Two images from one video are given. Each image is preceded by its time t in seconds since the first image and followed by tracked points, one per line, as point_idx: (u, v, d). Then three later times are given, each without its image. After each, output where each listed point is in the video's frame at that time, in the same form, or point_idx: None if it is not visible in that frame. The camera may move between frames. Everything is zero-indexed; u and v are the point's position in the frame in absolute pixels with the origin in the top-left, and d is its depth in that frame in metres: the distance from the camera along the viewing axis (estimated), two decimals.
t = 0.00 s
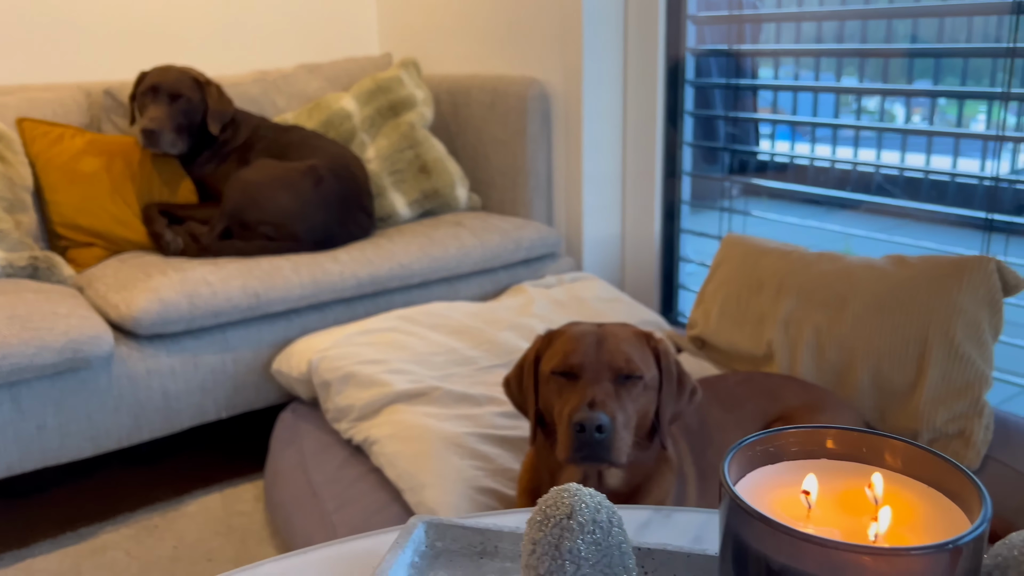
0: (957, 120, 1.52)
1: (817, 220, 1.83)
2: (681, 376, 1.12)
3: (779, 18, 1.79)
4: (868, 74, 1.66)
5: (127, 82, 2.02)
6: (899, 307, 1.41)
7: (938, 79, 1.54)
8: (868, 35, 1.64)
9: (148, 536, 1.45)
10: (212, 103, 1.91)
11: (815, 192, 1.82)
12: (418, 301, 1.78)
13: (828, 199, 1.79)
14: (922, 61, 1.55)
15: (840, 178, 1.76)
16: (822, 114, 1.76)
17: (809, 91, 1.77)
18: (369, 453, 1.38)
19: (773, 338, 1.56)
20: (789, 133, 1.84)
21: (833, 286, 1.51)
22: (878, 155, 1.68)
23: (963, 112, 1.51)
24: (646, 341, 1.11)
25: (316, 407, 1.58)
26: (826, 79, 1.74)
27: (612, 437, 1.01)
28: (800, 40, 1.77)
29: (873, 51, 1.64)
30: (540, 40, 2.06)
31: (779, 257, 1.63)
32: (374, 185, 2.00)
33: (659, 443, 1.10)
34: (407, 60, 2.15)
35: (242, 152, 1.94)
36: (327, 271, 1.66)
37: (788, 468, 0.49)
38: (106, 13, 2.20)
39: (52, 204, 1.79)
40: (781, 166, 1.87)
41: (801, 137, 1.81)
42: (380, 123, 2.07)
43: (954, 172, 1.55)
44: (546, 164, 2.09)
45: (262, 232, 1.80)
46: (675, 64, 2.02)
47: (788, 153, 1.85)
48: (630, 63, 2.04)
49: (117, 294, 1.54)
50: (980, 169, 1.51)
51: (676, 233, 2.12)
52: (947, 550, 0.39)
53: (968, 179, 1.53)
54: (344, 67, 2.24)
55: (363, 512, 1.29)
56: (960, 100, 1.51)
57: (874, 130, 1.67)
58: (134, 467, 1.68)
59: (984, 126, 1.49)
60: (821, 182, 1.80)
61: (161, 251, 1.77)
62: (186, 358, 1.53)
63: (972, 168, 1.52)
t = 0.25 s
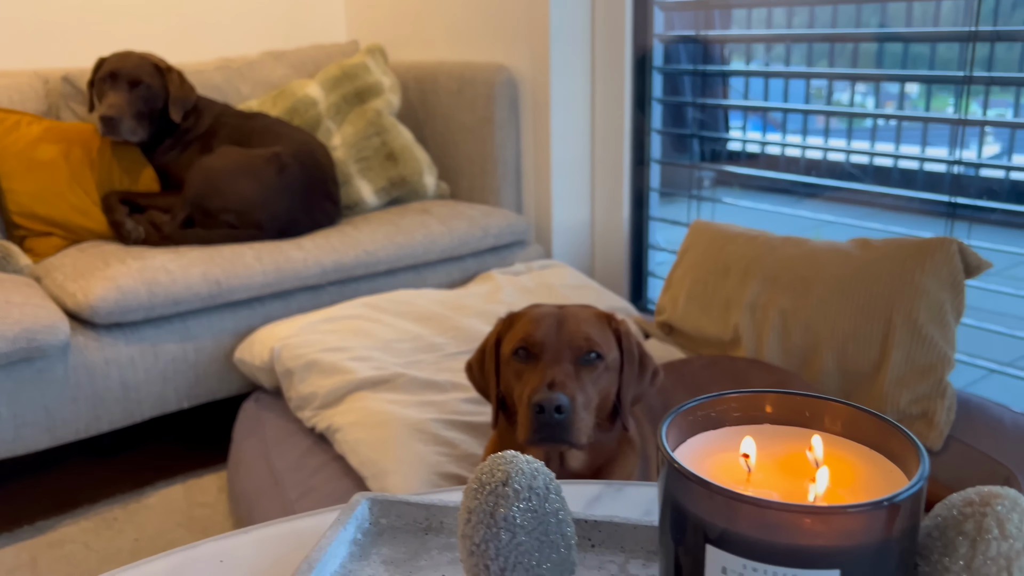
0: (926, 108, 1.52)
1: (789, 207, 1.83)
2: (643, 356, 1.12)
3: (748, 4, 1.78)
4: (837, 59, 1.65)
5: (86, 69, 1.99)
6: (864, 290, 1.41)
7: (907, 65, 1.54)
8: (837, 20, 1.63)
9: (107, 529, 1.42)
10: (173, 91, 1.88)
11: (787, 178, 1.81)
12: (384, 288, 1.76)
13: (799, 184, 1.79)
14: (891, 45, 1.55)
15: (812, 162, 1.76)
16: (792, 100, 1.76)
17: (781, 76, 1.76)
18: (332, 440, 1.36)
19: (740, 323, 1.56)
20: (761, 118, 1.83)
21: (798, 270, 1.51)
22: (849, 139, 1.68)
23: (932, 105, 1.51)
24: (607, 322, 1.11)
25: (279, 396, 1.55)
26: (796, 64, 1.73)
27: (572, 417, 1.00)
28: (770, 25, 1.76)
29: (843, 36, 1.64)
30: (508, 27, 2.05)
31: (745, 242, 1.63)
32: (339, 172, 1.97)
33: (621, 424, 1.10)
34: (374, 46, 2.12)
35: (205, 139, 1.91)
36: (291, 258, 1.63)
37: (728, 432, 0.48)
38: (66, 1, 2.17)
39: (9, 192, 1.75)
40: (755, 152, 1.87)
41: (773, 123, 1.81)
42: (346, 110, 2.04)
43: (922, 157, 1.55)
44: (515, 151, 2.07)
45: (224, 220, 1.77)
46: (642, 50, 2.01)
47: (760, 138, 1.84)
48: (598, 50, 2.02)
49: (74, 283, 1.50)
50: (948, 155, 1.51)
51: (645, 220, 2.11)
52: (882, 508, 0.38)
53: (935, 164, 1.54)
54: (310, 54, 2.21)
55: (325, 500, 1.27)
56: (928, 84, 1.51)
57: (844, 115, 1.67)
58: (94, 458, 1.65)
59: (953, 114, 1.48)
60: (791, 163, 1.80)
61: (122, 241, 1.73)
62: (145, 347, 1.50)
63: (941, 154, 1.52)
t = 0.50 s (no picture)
0: (899, 93, 1.52)
1: (766, 191, 1.81)
2: (608, 336, 1.11)
3: None
4: (812, 41, 1.63)
5: (45, 53, 1.94)
6: (831, 271, 1.41)
7: (879, 48, 1.53)
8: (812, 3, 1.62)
9: (68, 520, 1.39)
10: (135, 74, 1.84)
11: (762, 163, 1.80)
12: (352, 274, 1.74)
13: (771, 168, 1.77)
14: (864, 29, 1.54)
15: (784, 146, 1.75)
16: (767, 83, 1.74)
17: (755, 60, 1.74)
18: (297, 427, 1.33)
19: (708, 306, 1.55)
20: (734, 102, 1.81)
21: (767, 253, 1.51)
22: (822, 122, 1.66)
23: (905, 92, 1.51)
24: (571, 301, 1.10)
25: (244, 383, 1.53)
26: (770, 48, 1.71)
27: (534, 396, 1.00)
28: (744, 7, 1.74)
29: (817, 19, 1.62)
30: (476, 11, 2.02)
31: (714, 225, 1.62)
32: (307, 158, 1.95)
33: (585, 404, 1.09)
34: (342, 31, 2.10)
35: (169, 124, 1.88)
36: (256, 244, 1.61)
37: (672, 395, 0.47)
38: None
39: None
40: (728, 137, 1.85)
41: (746, 106, 1.79)
42: (314, 95, 2.02)
43: (895, 141, 1.55)
44: (485, 137, 2.05)
45: (188, 207, 1.74)
46: (613, 37, 1.98)
47: (733, 123, 1.82)
48: (568, 34, 2.00)
49: (32, 270, 1.47)
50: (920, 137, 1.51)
51: (616, 207, 2.10)
52: (824, 463, 0.37)
53: (906, 147, 1.53)
54: (277, 39, 2.18)
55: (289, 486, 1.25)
56: (901, 68, 1.50)
57: (817, 99, 1.66)
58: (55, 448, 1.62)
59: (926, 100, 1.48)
60: (765, 148, 1.78)
61: (83, 228, 1.69)
62: (107, 334, 1.47)
63: (912, 139, 1.52)
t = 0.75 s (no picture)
0: (880, 75, 1.50)
1: (749, 174, 1.78)
2: (582, 315, 1.10)
3: None
4: (794, 22, 1.60)
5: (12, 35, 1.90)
6: (808, 251, 1.38)
7: (861, 29, 1.50)
8: None
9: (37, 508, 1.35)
10: (106, 56, 1.81)
11: (744, 146, 1.77)
12: (327, 258, 1.71)
13: (753, 152, 1.75)
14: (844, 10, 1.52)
15: (765, 132, 1.73)
16: (749, 65, 1.71)
17: (737, 42, 1.71)
18: (269, 411, 1.31)
19: (687, 288, 1.51)
20: (717, 84, 1.78)
21: (746, 235, 1.47)
22: (805, 103, 1.64)
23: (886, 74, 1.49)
24: (545, 279, 1.09)
25: (217, 368, 1.50)
26: (753, 29, 1.68)
27: (506, 373, 0.98)
28: None
29: None
30: None
31: (694, 207, 1.59)
32: (282, 142, 1.92)
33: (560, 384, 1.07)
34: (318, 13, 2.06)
35: (140, 108, 1.85)
36: (228, 228, 1.58)
37: (632, 356, 0.45)
38: None
39: None
40: (711, 121, 1.82)
41: (728, 89, 1.76)
42: (289, 78, 1.98)
43: (875, 121, 1.52)
44: (463, 120, 2.02)
45: (160, 190, 1.70)
46: (591, 24, 1.94)
47: (715, 106, 1.79)
48: (549, 16, 1.93)
49: None
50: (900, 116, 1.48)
51: (596, 191, 2.07)
52: (784, 415, 0.36)
53: (887, 129, 1.51)
54: (252, 22, 2.15)
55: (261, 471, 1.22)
56: (881, 51, 1.48)
57: (800, 80, 1.63)
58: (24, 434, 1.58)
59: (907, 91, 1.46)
60: (746, 134, 1.76)
61: (53, 213, 1.65)
62: (75, 318, 1.44)
63: (892, 121, 1.50)
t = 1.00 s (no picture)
0: (868, 52, 1.47)
1: (735, 155, 1.73)
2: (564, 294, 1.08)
3: None
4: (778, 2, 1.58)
5: None
6: (794, 232, 1.30)
7: (847, 7, 1.47)
8: None
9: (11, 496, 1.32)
10: (80, 37, 1.78)
11: (733, 128, 1.72)
12: (308, 242, 1.69)
13: (741, 135, 1.71)
14: None
15: (752, 118, 1.69)
16: (736, 46, 1.68)
17: (724, 24, 1.68)
18: (247, 395, 1.29)
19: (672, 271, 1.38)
20: (704, 67, 1.74)
21: (732, 215, 1.38)
22: (793, 86, 1.61)
23: (873, 50, 1.46)
24: (526, 258, 1.06)
25: (195, 354, 1.48)
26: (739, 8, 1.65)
27: (486, 352, 0.97)
28: None
29: None
30: None
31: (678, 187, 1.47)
32: (262, 125, 1.89)
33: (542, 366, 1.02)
34: None
35: (116, 90, 1.81)
36: (206, 211, 1.55)
37: (602, 320, 0.44)
38: None
39: None
40: (698, 105, 1.79)
41: (715, 71, 1.73)
42: (270, 61, 1.94)
43: (863, 103, 1.50)
44: (446, 102, 1.99)
45: (137, 173, 1.66)
46: (575, 10, 1.89)
47: (703, 90, 1.75)
48: None
49: None
50: (887, 97, 1.46)
51: (582, 174, 2.02)
52: (758, 371, 0.34)
53: (873, 111, 1.49)
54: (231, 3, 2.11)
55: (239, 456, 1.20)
56: (867, 29, 1.46)
57: (786, 61, 1.60)
58: None
59: (892, 80, 1.45)
60: (732, 120, 1.72)
61: (29, 196, 1.61)
62: (50, 303, 1.41)
63: (880, 102, 1.47)
